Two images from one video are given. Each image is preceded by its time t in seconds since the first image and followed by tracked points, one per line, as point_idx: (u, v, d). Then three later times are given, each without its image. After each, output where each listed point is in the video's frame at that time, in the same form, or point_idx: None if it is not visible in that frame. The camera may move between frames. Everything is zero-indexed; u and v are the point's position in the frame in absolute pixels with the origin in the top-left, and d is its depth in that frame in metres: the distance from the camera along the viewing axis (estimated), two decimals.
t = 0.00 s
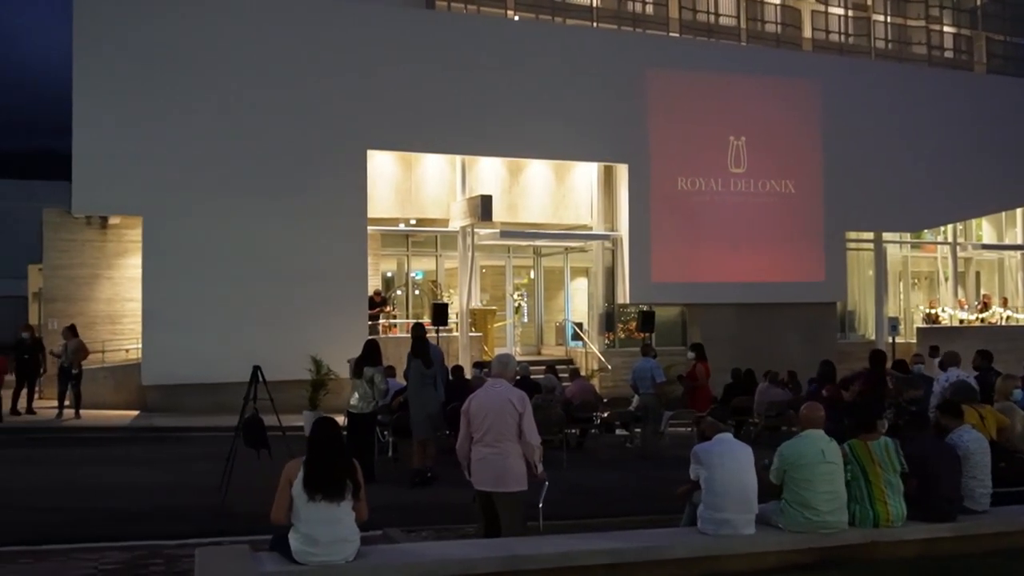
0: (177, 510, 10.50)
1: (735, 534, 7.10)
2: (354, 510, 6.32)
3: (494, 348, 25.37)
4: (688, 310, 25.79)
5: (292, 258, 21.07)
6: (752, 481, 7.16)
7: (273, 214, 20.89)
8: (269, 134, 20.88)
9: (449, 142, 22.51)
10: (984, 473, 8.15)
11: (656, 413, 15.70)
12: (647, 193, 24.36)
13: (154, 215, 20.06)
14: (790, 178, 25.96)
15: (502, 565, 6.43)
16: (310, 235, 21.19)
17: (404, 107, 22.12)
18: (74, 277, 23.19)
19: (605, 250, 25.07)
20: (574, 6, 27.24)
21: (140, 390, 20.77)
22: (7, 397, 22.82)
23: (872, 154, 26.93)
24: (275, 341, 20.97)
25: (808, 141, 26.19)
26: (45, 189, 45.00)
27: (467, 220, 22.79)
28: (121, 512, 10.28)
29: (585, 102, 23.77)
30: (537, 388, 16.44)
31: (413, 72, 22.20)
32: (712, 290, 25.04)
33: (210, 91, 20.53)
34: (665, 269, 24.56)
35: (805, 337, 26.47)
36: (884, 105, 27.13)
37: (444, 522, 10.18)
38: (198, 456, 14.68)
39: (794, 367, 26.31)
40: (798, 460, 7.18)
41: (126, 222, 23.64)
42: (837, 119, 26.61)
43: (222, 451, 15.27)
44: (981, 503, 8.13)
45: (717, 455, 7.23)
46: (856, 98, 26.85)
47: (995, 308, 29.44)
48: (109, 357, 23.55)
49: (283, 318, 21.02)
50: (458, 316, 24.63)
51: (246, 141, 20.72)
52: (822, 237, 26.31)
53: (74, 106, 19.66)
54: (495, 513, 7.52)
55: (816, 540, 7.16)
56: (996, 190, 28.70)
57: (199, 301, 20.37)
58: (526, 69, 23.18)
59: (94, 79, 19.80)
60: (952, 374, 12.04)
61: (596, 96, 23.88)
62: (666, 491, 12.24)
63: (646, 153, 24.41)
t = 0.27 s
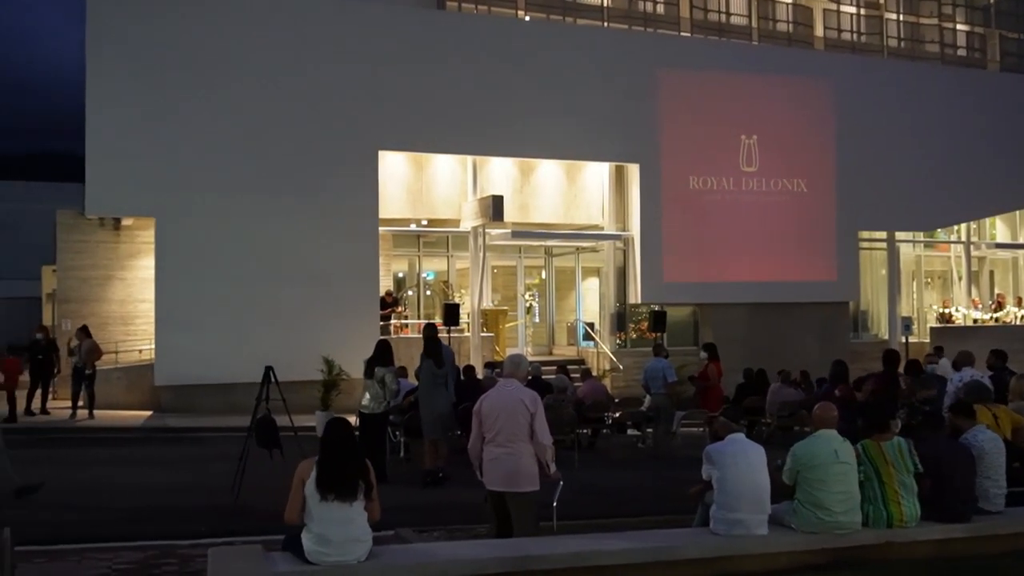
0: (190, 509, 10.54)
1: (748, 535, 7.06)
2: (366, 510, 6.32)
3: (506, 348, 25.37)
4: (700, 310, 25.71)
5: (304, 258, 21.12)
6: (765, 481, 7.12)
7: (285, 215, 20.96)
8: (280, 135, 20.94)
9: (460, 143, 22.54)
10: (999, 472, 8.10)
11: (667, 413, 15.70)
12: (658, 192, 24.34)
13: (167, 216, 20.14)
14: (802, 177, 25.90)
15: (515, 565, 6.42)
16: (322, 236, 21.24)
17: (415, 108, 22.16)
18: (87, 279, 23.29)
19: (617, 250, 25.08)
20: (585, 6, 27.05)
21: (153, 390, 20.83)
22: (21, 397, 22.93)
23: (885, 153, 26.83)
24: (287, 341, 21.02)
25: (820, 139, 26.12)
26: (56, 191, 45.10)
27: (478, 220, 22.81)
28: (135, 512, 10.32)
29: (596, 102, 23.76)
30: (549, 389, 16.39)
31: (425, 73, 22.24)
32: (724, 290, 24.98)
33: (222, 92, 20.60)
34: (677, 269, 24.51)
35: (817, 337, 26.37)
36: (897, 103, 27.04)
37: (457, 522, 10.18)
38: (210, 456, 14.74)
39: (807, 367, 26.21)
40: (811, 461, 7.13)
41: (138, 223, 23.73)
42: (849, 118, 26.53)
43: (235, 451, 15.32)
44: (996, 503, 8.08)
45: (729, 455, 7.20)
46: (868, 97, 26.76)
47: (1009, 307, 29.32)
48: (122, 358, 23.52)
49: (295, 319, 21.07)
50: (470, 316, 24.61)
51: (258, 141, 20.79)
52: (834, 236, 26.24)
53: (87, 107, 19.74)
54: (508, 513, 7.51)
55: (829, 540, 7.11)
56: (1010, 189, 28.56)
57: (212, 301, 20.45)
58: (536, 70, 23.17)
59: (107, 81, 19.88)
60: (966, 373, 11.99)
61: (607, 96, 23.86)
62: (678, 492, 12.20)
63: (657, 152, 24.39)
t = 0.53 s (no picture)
0: (205, 510, 10.57)
1: (763, 536, 7.00)
2: (381, 511, 6.32)
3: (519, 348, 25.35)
4: (714, 309, 25.62)
5: (318, 259, 21.16)
6: (780, 482, 7.08)
7: (300, 216, 21.01)
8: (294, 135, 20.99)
9: (473, 144, 22.56)
10: (1017, 473, 8.03)
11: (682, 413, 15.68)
12: (672, 192, 24.29)
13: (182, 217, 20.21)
14: (816, 176, 25.81)
15: (529, 565, 6.40)
16: (336, 236, 21.28)
17: (429, 109, 22.19)
18: (102, 280, 23.39)
19: (631, 249, 24.83)
20: (598, 5, 26.90)
21: (168, 391, 20.91)
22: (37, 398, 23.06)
23: (900, 152, 26.71)
24: (301, 341, 21.06)
25: (834, 138, 26.03)
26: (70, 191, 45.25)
27: (492, 221, 22.81)
28: (150, 512, 10.35)
29: (609, 102, 23.72)
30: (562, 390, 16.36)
31: (437, 73, 22.26)
32: (737, 290, 24.91)
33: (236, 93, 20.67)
34: (690, 268, 24.46)
35: (832, 336, 26.27)
36: (912, 102, 26.91)
37: (471, 523, 10.16)
38: (224, 456, 14.79)
39: (821, 367, 26.11)
40: (827, 461, 7.10)
41: (153, 224, 23.83)
42: (863, 117, 26.42)
43: (249, 451, 15.36)
44: (1014, 503, 8.00)
45: (744, 455, 7.17)
46: (882, 95, 26.64)
47: None
48: (137, 359, 23.61)
49: (309, 319, 21.11)
50: (483, 316, 24.60)
51: (271, 143, 20.84)
52: (849, 236, 26.13)
53: (102, 110, 19.83)
54: (522, 513, 7.49)
55: (845, 541, 7.05)
56: None
57: (226, 302, 20.51)
58: (549, 71, 23.16)
59: (122, 83, 19.97)
60: (982, 374, 11.93)
61: (620, 96, 23.82)
62: (692, 492, 12.16)
63: (671, 152, 24.34)
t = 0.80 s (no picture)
0: (217, 510, 10.59)
1: (775, 536, 6.97)
2: (393, 511, 6.32)
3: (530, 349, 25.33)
4: (725, 310, 25.59)
5: (329, 260, 21.20)
6: (793, 482, 7.04)
7: (311, 217, 21.06)
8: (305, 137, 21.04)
9: (484, 144, 22.56)
10: None
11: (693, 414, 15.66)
12: (682, 192, 24.25)
13: (194, 218, 20.27)
14: (827, 176, 25.72)
15: (540, 566, 6.38)
16: (347, 238, 21.33)
17: (439, 109, 22.21)
18: (116, 281, 23.51)
19: (642, 250, 25.01)
20: (608, 5, 26.79)
21: (179, 391, 20.98)
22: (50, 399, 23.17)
23: (913, 153, 26.61)
24: (312, 342, 21.10)
25: (845, 138, 25.95)
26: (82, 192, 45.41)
27: (503, 221, 22.80)
28: (162, 513, 10.38)
29: (619, 102, 23.69)
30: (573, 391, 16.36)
31: (447, 74, 22.27)
32: (748, 290, 24.84)
33: (247, 94, 20.73)
34: (701, 269, 24.42)
35: (844, 337, 26.17)
36: (923, 101, 26.80)
37: (482, 523, 10.16)
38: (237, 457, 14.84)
39: (833, 367, 26.01)
40: (839, 461, 7.07)
41: (166, 226, 23.91)
42: (875, 116, 26.33)
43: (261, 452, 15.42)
44: None
45: (756, 455, 7.15)
46: (894, 95, 26.54)
47: None
48: (150, 359, 23.65)
49: (320, 320, 21.17)
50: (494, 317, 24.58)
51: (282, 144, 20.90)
52: (861, 236, 26.04)
53: (114, 111, 19.89)
54: (534, 513, 7.48)
55: (857, 542, 7.01)
56: None
57: (237, 303, 20.56)
58: (559, 71, 23.14)
59: (135, 85, 20.05)
60: (995, 374, 11.86)
61: (630, 96, 23.79)
62: (704, 493, 12.12)
63: (681, 153, 24.29)
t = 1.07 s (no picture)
0: (230, 510, 10.62)
1: (789, 537, 6.93)
2: (406, 513, 6.33)
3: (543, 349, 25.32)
4: (739, 310, 25.52)
5: (342, 261, 21.24)
6: (807, 483, 7.01)
7: (324, 218, 21.10)
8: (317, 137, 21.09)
9: (496, 144, 22.56)
10: None
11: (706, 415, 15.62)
12: (695, 193, 24.19)
13: (208, 218, 20.34)
14: (840, 176, 25.64)
15: (553, 566, 6.36)
16: (360, 238, 21.37)
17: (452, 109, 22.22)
18: (131, 282, 23.62)
19: (654, 250, 24.81)
20: (620, 5, 26.71)
21: (194, 391, 21.06)
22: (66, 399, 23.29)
23: (927, 152, 26.49)
24: (325, 343, 21.14)
25: (859, 138, 25.86)
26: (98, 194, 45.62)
27: (515, 222, 22.79)
28: (175, 512, 10.41)
29: (631, 102, 23.67)
30: (587, 392, 16.34)
31: (459, 74, 22.27)
32: (761, 290, 24.76)
33: (260, 96, 20.80)
34: (714, 269, 24.36)
35: (859, 337, 26.06)
36: (937, 100, 26.68)
37: (495, 524, 10.15)
38: (251, 457, 14.88)
39: (848, 368, 25.91)
40: (853, 462, 7.04)
41: (180, 227, 24.00)
42: (889, 116, 26.22)
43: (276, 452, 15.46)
44: None
45: (770, 456, 7.12)
46: (908, 94, 26.43)
47: None
48: (165, 360, 23.76)
49: (333, 321, 21.20)
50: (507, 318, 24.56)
51: (295, 145, 20.95)
52: (875, 236, 25.93)
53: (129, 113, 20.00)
54: (547, 514, 7.47)
55: (872, 543, 6.96)
56: None
57: (250, 303, 20.63)
58: (571, 71, 23.13)
59: (149, 87, 20.15)
60: (1011, 375, 11.78)
61: (642, 96, 23.76)
62: (717, 494, 12.08)
63: (694, 153, 24.25)
